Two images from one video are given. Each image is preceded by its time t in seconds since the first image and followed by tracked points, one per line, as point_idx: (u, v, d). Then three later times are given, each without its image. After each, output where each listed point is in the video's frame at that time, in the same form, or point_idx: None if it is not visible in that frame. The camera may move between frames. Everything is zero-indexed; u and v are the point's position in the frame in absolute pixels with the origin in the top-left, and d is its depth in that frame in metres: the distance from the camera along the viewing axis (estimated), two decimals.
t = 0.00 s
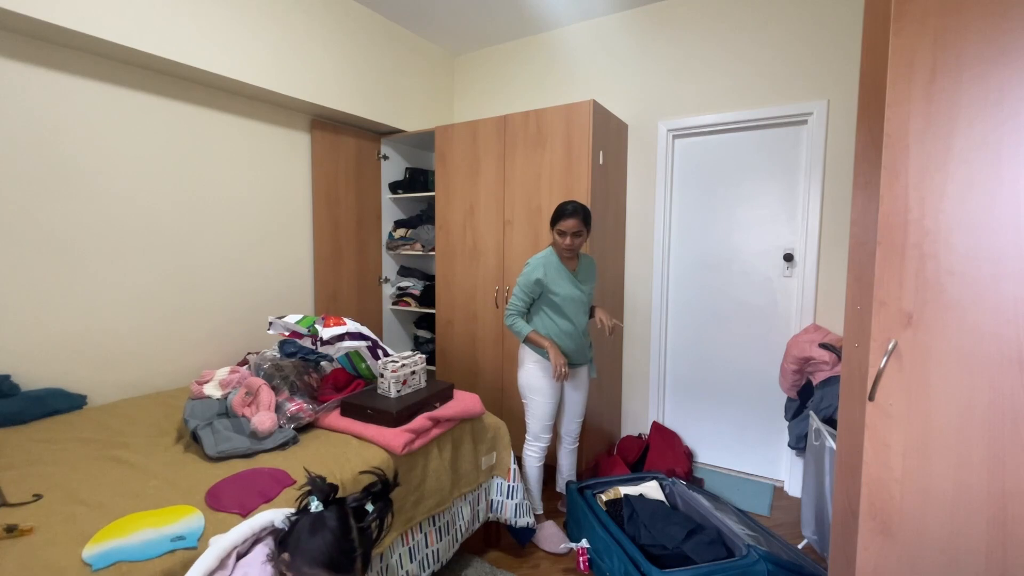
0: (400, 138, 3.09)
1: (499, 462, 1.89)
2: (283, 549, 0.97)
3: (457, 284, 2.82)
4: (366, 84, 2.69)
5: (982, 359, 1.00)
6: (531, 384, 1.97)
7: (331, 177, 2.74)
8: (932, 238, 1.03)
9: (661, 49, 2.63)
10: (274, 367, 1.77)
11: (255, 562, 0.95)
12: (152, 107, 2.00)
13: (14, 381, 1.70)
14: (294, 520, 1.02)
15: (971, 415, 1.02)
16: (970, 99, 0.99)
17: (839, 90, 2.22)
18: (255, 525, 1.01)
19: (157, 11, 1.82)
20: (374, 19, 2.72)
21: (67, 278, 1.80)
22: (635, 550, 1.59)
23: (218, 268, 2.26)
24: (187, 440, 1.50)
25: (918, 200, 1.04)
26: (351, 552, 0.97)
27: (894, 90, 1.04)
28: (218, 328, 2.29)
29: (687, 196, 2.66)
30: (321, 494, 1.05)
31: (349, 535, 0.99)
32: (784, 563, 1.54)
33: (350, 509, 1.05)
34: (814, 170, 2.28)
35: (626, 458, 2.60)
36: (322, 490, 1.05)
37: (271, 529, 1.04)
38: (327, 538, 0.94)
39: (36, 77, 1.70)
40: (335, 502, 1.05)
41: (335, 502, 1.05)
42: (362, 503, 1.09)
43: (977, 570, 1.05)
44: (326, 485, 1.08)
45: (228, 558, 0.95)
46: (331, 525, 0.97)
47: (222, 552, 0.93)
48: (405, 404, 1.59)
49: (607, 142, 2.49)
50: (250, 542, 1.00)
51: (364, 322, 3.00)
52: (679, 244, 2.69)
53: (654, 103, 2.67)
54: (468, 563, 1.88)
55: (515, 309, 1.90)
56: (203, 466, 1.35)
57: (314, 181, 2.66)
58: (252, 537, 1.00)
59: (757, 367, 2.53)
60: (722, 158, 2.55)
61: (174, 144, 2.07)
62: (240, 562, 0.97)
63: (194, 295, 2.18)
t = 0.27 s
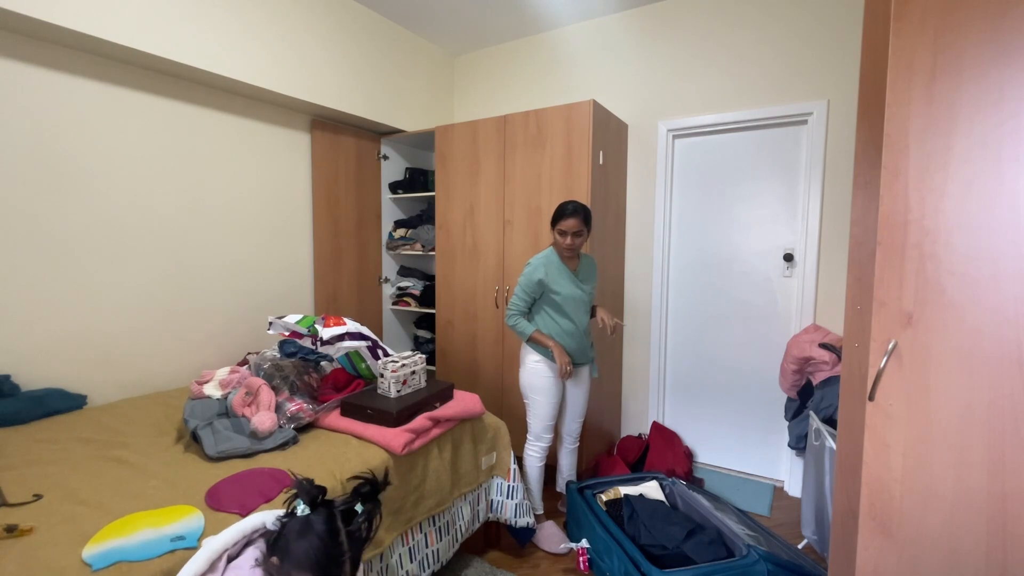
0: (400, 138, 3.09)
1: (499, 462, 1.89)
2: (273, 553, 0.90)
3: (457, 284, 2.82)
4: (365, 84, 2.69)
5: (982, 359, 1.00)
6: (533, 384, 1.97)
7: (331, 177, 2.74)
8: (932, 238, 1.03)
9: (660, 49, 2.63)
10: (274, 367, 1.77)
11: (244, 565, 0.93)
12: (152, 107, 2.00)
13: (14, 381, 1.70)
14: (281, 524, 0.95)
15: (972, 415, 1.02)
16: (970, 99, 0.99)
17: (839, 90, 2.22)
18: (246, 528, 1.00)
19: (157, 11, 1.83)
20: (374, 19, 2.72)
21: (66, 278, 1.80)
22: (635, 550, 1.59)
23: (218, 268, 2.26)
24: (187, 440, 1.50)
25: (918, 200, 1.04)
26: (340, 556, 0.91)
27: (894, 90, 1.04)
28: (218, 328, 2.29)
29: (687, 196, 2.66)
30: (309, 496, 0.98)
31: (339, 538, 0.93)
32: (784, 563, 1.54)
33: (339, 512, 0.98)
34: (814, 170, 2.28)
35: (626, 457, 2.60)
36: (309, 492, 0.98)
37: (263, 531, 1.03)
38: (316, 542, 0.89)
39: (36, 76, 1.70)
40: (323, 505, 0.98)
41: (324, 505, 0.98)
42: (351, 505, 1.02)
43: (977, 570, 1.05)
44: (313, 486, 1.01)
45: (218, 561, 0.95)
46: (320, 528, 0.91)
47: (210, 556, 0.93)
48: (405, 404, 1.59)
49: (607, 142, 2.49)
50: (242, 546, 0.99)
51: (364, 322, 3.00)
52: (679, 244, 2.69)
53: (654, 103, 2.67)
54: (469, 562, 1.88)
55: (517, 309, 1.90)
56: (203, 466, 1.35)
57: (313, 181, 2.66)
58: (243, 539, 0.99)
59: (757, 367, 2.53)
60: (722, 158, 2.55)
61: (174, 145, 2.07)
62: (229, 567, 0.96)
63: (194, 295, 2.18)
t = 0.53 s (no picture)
0: (400, 138, 3.09)
1: (499, 462, 1.89)
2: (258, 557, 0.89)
3: (457, 284, 2.82)
4: (365, 84, 2.69)
5: (983, 359, 1.00)
6: (534, 385, 1.97)
7: (331, 177, 2.74)
8: (932, 238, 1.03)
9: (660, 49, 2.63)
10: (274, 367, 1.77)
11: None
12: (152, 107, 2.00)
13: (14, 381, 1.70)
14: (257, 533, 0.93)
15: (972, 415, 1.02)
16: (970, 99, 0.99)
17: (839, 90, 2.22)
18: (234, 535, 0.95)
19: (157, 11, 1.82)
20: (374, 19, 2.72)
21: (66, 278, 1.80)
22: (635, 550, 1.59)
23: (218, 268, 2.26)
24: (187, 440, 1.50)
25: (918, 200, 1.04)
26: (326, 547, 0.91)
27: (894, 90, 1.04)
28: (219, 328, 2.29)
29: (687, 196, 2.66)
30: (275, 498, 0.96)
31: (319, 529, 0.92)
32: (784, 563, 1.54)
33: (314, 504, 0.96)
34: (814, 170, 2.28)
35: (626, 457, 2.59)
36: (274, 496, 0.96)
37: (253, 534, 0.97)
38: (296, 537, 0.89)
39: (35, 76, 1.70)
40: (295, 502, 0.96)
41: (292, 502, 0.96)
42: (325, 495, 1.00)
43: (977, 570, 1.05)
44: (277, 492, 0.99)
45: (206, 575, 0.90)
46: (294, 522, 0.90)
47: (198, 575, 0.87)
48: (405, 404, 1.59)
49: (607, 142, 2.49)
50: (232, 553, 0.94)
51: (364, 322, 3.00)
52: (679, 244, 2.69)
53: (654, 103, 2.67)
54: (468, 563, 1.88)
55: (517, 309, 1.90)
56: (203, 466, 1.34)
57: (313, 181, 2.66)
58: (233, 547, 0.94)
59: (757, 367, 2.53)
60: (722, 158, 2.55)
61: (174, 144, 2.07)
62: None
63: (194, 295, 2.18)
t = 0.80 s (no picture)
0: (400, 138, 3.09)
1: (499, 462, 1.89)
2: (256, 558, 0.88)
3: (457, 284, 2.82)
4: (365, 84, 2.69)
5: (983, 359, 1.00)
6: (534, 384, 1.97)
7: (331, 177, 2.74)
8: (932, 237, 1.03)
9: (660, 49, 2.63)
10: (274, 367, 1.77)
11: None
12: (152, 107, 1.99)
13: (14, 381, 1.70)
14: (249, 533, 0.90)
15: (971, 415, 1.02)
16: (970, 99, 0.99)
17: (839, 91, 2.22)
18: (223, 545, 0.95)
19: (157, 11, 1.82)
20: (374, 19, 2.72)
21: (66, 278, 1.80)
22: (635, 550, 1.59)
23: (218, 268, 2.26)
24: (187, 440, 1.50)
25: (918, 200, 1.04)
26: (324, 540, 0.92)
27: (894, 90, 1.04)
28: (219, 328, 2.29)
29: (687, 196, 2.66)
30: (264, 502, 0.93)
31: (315, 523, 0.93)
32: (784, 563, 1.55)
33: (304, 500, 0.95)
34: (814, 170, 2.28)
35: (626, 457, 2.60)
36: (261, 499, 0.93)
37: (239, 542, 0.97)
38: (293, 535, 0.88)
39: (35, 76, 1.70)
40: (283, 502, 0.94)
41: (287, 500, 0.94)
42: (314, 488, 0.99)
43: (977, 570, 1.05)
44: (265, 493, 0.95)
45: None
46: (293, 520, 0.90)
47: None
48: (405, 405, 1.59)
49: (607, 142, 2.49)
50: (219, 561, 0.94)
51: (364, 322, 3.00)
52: (679, 244, 2.69)
53: (654, 103, 2.66)
54: (468, 563, 1.88)
55: (518, 309, 1.90)
56: (203, 466, 1.35)
57: (313, 180, 2.66)
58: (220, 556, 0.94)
59: (757, 367, 2.53)
60: (722, 158, 2.55)
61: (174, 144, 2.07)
62: None
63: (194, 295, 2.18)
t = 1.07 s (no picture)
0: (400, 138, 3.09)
1: (499, 462, 1.89)
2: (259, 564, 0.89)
3: (457, 284, 2.82)
4: (365, 84, 2.69)
5: (983, 358, 1.00)
6: (534, 384, 1.97)
7: (331, 177, 2.74)
8: (932, 237, 1.03)
9: (660, 49, 2.63)
10: (274, 367, 1.77)
11: None
12: (151, 107, 2.00)
13: (14, 381, 1.70)
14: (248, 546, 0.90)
15: (971, 415, 1.02)
16: (970, 99, 0.99)
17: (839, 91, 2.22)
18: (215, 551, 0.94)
19: (157, 12, 1.82)
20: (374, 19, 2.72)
21: (66, 278, 1.80)
22: (635, 550, 1.59)
23: (218, 268, 2.26)
24: (187, 440, 1.50)
25: (918, 200, 1.04)
26: (325, 539, 0.93)
27: (894, 90, 1.04)
28: (218, 329, 2.29)
29: (687, 196, 2.65)
30: (263, 506, 0.92)
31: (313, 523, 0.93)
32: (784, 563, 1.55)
33: (302, 502, 0.96)
34: (814, 170, 2.28)
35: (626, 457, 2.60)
36: (259, 502, 0.92)
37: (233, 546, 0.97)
38: (294, 536, 0.89)
39: (35, 76, 1.70)
40: (281, 506, 0.93)
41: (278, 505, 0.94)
42: (311, 489, 0.99)
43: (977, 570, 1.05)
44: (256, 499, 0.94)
45: None
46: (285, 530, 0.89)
47: None
48: (405, 405, 1.59)
49: (607, 142, 2.49)
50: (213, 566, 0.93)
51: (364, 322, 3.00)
52: (679, 244, 2.69)
53: (654, 103, 2.66)
54: (468, 563, 1.88)
55: (518, 309, 1.90)
56: (203, 466, 1.35)
57: (313, 181, 2.66)
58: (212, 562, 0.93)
59: (757, 367, 2.53)
60: (722, 158, 2.54)
61: (174, 145, 2.07)
62: None
63: (194, 295, 2.18)
